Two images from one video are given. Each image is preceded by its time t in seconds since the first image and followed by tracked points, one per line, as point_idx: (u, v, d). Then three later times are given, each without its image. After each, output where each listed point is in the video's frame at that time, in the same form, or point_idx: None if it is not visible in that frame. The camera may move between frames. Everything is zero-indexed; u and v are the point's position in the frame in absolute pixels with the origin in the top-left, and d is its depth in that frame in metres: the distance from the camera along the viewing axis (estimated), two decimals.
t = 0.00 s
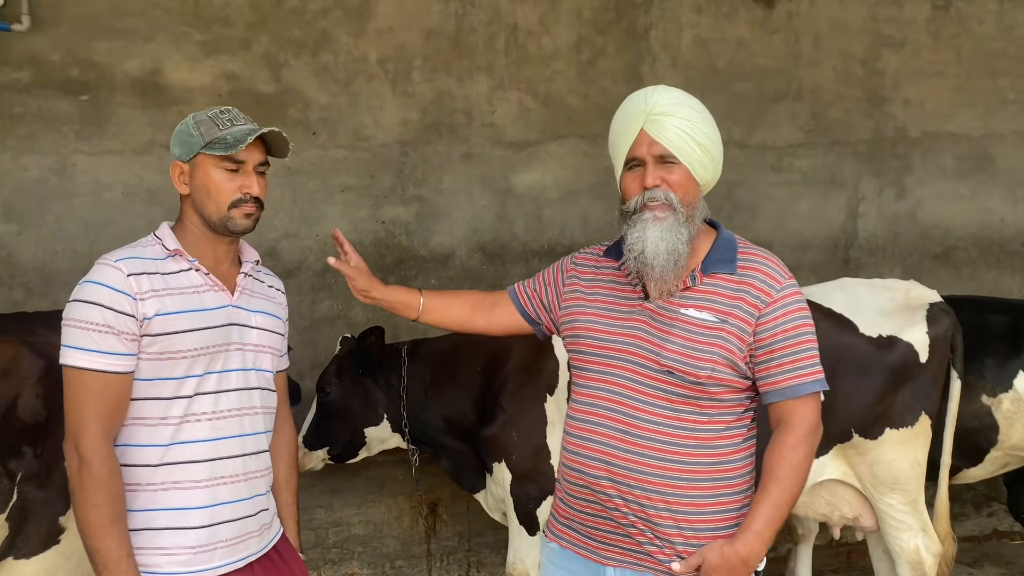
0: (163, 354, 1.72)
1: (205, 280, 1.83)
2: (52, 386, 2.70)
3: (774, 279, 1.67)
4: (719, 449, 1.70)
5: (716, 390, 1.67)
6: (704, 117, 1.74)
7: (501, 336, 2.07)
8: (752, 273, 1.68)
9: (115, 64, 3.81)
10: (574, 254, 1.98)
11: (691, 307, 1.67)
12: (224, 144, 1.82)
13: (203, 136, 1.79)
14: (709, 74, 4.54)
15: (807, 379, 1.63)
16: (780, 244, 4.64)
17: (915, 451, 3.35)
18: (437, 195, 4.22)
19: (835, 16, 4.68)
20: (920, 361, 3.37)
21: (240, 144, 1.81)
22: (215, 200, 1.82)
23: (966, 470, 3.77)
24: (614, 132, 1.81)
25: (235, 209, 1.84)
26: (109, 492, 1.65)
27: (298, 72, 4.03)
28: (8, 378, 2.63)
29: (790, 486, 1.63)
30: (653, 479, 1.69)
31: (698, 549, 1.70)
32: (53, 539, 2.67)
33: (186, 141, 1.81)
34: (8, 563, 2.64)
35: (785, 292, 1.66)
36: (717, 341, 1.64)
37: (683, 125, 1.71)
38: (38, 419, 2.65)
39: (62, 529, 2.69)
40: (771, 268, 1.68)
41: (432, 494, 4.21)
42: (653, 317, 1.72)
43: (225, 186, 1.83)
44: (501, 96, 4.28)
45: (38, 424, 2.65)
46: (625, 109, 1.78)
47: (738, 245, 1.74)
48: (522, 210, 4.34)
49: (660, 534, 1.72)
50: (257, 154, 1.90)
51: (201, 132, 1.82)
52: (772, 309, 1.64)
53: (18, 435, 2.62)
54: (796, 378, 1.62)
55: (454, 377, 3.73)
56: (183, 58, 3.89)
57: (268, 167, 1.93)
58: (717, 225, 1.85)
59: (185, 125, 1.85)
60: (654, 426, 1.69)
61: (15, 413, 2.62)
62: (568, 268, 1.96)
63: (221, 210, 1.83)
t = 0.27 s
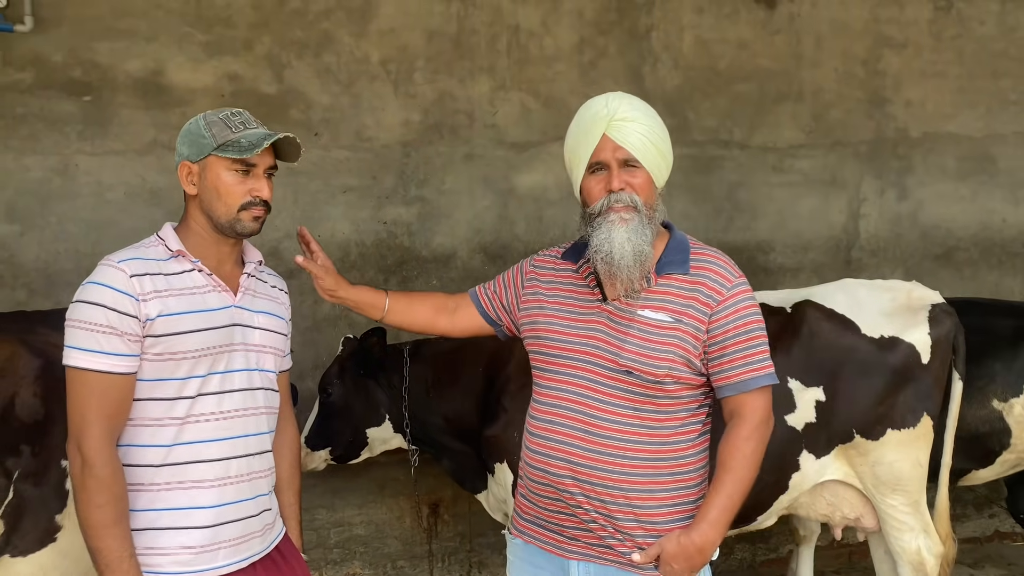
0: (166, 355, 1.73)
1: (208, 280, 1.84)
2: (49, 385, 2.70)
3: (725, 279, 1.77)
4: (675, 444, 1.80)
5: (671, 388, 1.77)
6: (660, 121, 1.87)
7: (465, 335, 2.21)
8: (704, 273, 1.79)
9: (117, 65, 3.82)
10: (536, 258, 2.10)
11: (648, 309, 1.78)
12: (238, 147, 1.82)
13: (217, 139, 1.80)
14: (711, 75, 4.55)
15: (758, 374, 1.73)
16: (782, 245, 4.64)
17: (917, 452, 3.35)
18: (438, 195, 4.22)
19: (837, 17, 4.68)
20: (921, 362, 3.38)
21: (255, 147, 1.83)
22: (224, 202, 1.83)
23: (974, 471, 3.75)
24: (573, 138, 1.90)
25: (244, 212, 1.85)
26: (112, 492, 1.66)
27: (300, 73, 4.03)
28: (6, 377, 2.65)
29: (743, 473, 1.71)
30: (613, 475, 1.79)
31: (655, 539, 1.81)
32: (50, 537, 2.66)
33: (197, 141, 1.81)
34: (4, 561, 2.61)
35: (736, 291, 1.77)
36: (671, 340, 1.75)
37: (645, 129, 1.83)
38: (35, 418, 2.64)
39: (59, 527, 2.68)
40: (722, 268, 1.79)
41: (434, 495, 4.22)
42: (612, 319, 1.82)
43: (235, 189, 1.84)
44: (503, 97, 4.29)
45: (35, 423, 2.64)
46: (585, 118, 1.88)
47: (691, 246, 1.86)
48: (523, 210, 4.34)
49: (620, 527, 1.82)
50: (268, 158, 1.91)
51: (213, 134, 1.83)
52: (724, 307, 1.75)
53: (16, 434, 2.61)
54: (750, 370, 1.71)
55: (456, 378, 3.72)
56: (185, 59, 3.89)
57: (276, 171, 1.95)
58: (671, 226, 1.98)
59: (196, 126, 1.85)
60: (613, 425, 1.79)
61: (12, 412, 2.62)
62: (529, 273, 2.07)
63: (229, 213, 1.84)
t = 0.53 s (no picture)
0: (176, 354, 1.73)
1: (218, 280, 1.85)
2: (38, 379, 2.64)
3: (700, 280, 1.91)
4: (655, 439, 1.93)
5: (653, 387, 1.90)
6: (630, 130, 1.98)
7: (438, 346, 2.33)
8: (679, 275, 1.91)
9: (124, 66, 3.83)
10: (505, 263, 2.17)
11: (629, 313, 1.89)
12: (250, 149, 1.83)
13: (229, 140, 1.81)
14: (717, 76, 4.55)
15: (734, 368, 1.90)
16: (787, 246, 4.64)
17: (923, 454, 3.34)
18: (444, 197, 4.22)
19: (843, 19, 4.68)
20: (928, 363, 3.36)
21: (267, 149, 1.84)
22: (235, 203, 1.84)
23: (986, 475, 3.74)
24: (547, 145, 2.00)
25: (254, 213, 1.86)
26: (123, 491, 1.67)
27: (306, 74, 4.04)
28: None
29: (721, 450, 1.88)
30: (600, 473, 1.90)
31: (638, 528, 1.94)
32: (43, 532, 2.58)
33: (209, 143, 1.82)
34: None
35: (710, 291, 1.91)
36: (653, 343, 1.86)
37: (616, 138, 1.94)
38: (25, 411, 2.58)
39: (52, 521, 2.60)
40: (696, 269, 1.92)
41: (439, 496, 4.22)
42: (592, 322, 1.92)
43: (246, 191, 1.85)
44: (509, 98, 4.29)
45: (25, 416, 2.58)
46: (557, 127, 1.99)
47: (662, 248, 1.99)
48: (529, 211, 4.34)
49: (606, 522, 1.93)
50: (279, 160, 1.92)
51: (225, 135, 1.84)
52: (700, 309, 1.88)
53: (5, 428, 2.53)
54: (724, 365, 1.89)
55: (463, 378, 3.68)
56: (193, 60, 3.91)
57: (287, 172, 1.96)
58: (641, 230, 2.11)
59: (208, 126, 1.85)
60: (599, 426, 1.89)
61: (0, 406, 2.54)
62: (499, 278, 2.14)
63: (240, 214, 1.85)
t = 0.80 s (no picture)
0: (189, 355, 1.74)
1: (231, 281, 1.86)
2: (27, 377, 2.58)
3: (690, 277, 1.94)
4: (650, 436, 1.96)
5: (646, 385, 1.93)
6: (612, 131, 2.03)
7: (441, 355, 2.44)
8: (670, 272, 1.94)
9: (135, 68, 3.85)
10: (499, 269, 2.23)
11: (621, 312, 1.92)
12: (266, 152, 1.85)
13: (244, 142, 1.82)
14: (726, 78, 4.54)
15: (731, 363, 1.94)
16: (797, 249, 4.63)
17: (933, 458, 3.33)
18: (453, 199, 4.23)
19: (853, 21, 4.66)
20: (938, 367, 3.34)
21: (283, 152, 1.85)
22: (250, 205, 1.86)
23: (1001, 480, 3.71)
24: (531, 150, 2.05)
25: (268, 216, 1.88)
26: (135, 491, 1.68)
27: (316, 77, 4.06)
28: None
29: (721, 429, 1.91)
30: (597, 472, 1.93)
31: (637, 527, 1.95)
32: (36, 531, 2.53)
33: (225, 145, 1.83)
34: None
35: (701, 287, 1.93)
36: (645, 341, 1.89)
37: (598, 140, 1.99)
38: (16, 409, 2.51)
39: (46, 520, 2.55)
40: (687, 267, 1.95)
41: (447, 497, 4.23)
42: (585, 322, 1.95)
43: (261, 193, 1.86)
44: (517, 100, 4.29)
45: (15, 414, 2.51)
46: (541, 134, 2.03)
47: (652, 247, 2.02)
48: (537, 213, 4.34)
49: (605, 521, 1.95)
50: (293, 163, 1.94)
51: (241, 137, 1.85)
52: (693, 306, 1.91)
53: None
54: (719, 360, 1.92)
55: (470, 380, 3.68)
56: (203, 63, 3.93)
57: (301, 176, 1.97)
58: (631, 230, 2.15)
59: (224, 129, 1.87)
60: (595, 424, 1.92)
61: None
62: (494, 283, 2.21)
63: (254, 216, 1.86)
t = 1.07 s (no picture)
0: (207, 355, 1.76)
1: (249, 283, 1.87)
2: (27, 376, 2.59)
3: (690, 274, 1.91)
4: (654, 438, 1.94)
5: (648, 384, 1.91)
6: (610, 132, 2.04)
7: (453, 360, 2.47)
8: (670, 270, 1.93)
9: (150, 71, 3.88)
10: (508, 272, 2.27)
11: (618, 311, 1.92)
12: (286, 155, 1.86)
13: (265, 145, 1.84)
14: (738, 81, 4.53)
15: (729, 361, 1.82)
16: (809, 252, 4.61)
17: (947, 462, 3.31)
18: (464, 201, 4.24)
19: (866, 23, 4.65)
20: (951, 370, 3.33)
21: (303, 156, 1.87)
22: (269, 208, 1.87)
23: (1017, 487, 3.68)
24: (530, 154, 2.07)
25: (287, 218, 1.89)
26: (153, 489, 1.69)
27: (328, 79, 4.08)
28: None
29: (717, 400, 1.74)
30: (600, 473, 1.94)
31: (643, 529, 1.93)
32: (38, 530, 2.52)
33: (246, 147, 1.85)
34: None
35: (701, 284, 1.90)
36: (644, 340, 1.88)
37: (595, 142, 2.00)
38: (17, 408, 2.51)
39: (47, 519, 2.55)
40: (688, 264, 1.93)
41: (459, 499, 4.23)
42: (586, 322, 1.96)
43: (280, 196, 1.88)
44: (529, 103, 4.30)
45: (15, 413, 2.50)
46: (540, 137, 2.05)
47: (654, 246, 2.00)
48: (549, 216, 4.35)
49: (609, 523, 1.95)
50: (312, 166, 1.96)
51: (261, 140, 1.87)
52: (690, 301, 1.88)
53: None
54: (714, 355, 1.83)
55: (481, 382, 3.69)
56: (217, 66, 3.96)
57: (320, 179, 1.99)
58: (634, 229, 2.14)
59: (245, 131, 1.89)
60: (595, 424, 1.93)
61: None
62: (502, 287, 2.25)
63: (273, 219, 1.88)
